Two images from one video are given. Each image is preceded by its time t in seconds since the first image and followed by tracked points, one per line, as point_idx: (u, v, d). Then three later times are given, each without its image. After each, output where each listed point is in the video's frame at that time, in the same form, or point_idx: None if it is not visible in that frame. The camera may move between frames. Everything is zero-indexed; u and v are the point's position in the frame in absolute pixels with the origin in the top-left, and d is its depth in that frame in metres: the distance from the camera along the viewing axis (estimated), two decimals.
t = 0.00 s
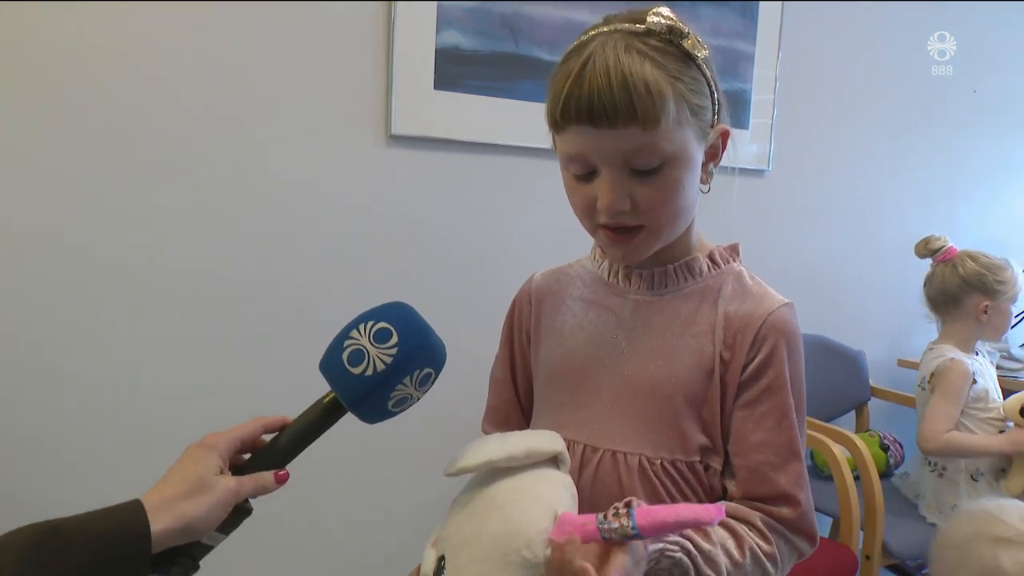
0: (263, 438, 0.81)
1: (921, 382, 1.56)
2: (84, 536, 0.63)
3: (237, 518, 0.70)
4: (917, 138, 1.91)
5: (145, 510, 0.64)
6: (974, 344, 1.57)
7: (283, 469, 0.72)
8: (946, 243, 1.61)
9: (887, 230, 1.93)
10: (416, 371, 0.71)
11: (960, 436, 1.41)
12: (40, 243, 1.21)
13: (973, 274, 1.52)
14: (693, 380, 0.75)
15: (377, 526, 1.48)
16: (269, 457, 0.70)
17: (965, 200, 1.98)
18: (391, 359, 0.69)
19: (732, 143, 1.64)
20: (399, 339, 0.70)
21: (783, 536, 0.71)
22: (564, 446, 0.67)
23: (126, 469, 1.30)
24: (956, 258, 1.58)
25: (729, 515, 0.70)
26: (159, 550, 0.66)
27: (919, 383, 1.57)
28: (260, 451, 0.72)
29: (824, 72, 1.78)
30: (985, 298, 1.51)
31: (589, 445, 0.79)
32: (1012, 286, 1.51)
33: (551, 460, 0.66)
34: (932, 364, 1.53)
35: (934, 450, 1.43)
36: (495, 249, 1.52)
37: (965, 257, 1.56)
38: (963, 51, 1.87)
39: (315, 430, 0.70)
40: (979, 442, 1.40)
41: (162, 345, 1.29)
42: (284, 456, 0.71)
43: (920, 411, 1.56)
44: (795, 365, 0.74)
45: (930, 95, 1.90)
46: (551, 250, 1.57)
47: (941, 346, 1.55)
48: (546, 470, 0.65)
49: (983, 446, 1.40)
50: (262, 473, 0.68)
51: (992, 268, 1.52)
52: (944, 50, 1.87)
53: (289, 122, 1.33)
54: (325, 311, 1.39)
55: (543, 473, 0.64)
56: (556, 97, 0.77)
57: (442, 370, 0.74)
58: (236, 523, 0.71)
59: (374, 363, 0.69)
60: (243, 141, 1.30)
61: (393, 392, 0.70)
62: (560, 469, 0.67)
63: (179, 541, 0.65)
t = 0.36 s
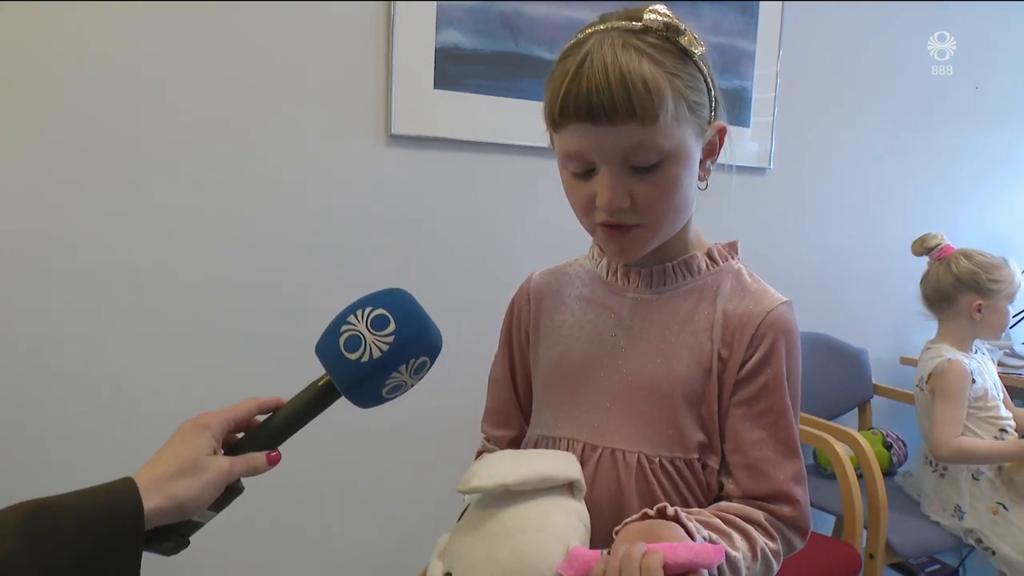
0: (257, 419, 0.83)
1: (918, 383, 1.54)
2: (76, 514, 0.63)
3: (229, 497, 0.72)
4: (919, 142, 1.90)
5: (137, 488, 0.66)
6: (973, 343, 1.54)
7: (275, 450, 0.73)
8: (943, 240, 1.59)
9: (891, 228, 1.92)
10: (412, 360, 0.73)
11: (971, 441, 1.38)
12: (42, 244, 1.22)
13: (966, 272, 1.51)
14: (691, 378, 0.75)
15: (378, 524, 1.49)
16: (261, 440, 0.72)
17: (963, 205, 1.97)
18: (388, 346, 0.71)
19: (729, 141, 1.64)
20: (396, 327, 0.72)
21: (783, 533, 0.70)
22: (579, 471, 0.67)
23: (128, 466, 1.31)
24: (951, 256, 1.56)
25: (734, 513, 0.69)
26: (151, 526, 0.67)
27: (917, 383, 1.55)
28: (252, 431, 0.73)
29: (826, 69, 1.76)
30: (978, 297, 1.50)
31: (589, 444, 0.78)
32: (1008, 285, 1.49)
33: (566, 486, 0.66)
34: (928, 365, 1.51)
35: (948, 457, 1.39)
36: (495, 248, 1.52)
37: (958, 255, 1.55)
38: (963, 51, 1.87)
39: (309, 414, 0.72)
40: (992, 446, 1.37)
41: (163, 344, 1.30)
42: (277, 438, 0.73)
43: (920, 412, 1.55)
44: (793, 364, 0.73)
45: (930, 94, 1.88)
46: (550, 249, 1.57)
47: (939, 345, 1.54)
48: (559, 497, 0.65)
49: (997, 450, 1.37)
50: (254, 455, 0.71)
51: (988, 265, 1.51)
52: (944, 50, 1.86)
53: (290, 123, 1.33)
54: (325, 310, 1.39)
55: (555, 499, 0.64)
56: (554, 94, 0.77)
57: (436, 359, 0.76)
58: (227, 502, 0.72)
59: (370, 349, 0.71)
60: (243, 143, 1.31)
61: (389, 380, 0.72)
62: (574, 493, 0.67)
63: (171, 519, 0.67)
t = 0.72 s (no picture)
0: (266, 425, 0.83)
1: (922, 388, 1.53)
2: (87, 521, 0.63)
3: (239, 504, 0.72)
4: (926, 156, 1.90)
5: (148, 495, 0.65)
6: (984, 358, 1.50)
7: (286, 457, 0.74)
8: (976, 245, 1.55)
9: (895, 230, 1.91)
10: (422, 366, 0.73)
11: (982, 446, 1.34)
12: (43, 249, 1.20)
13: (964, 280, 1.50)
14: (694, 381, 0.74)
15: (378, 526, 1.49)
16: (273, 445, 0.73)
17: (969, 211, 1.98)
18: (399, 352, 0.72)
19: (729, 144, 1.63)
20: (407, 333, 0.72)
21: (783, 538, 0.70)
22: (568, 476, 0.67)
23: (128, 472, 1.29)
24: (982, 262, 1.50)
25: (729, 522, 0.69)
26: (162, 534, 0.67)
27: (920, 388, 1.54)
28: (262, 437, 0.74)
29: (829, 71, 1.76)
30: (969, 306, 1.49)
31: (592, 447, 0.78)
32: (1011, 300, 1.43)
33: (556, 492, 0.66)
34: (936, 368, 1.49)
35: (959, 463, 1.35)
36: (498, 251, 1.52)
37: (986, 264, 1.49)
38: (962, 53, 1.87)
39: (321, 420, 0.73)
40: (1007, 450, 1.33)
41: (165, 349, 1.29)
42: (289, 443, 0.73)
43: (921, 419, 1.54)
44: (797, 367, 0.73)
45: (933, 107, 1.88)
46: (552, 252, 1.58)
47: (949, 350, 1.51)
48: (549, 501, 0.65)
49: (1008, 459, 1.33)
50: (265, 462, 0.71)
51: (991, 274, 1.47)
52: (944, 49, 1.86)
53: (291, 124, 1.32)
54: (327, 313, 1.39)
55: (544, 504, 0.64)
56: (557, 98, 0.77)
57: (448, 365, 0.76)
58: (237, 509, 0.73)
59: (382, 355, 0.71)
60: (247, 148, 1.30)
61: (400, 385, 0.73)
62: (564, 498, 0.67)
63: (182, 526, 0.67)
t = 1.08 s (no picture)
0: (265, 430, 0.83)
1: (920, 397, 1.53)
2: (89, 524, 0.64)
3: (238, 509, 0.72)
4: (925, 155, 1.89)
5: (148, 499, 0.66)
6: (984, 372, 1.49)
7: (284, 462, 0.74)
8: (989, 257, 1.53)
9: (891, 235, 1.92)
10: (419, 372, 0.74)
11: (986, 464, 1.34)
12: (40, 252, 1.20)
13: (967, 292, 1.49)
14: (686, 387, 0.74)
15: (373, 529, 1.49)
16: (270, 449, 0.73)
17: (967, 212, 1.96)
18: (396, 358, 0.72)
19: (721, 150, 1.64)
20: (404, 338, 0.73)
21: (772, 542, 0.70)
22: (587, 501, 0.68)
23: (126, 476, 1.29)
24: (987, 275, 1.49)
25: (715, 527, 0.69)
26: (160, 539, 0.67)
27: (917, 398, 1.55)
28: (261, 442, 0.74)
29: (826, 75, 1.77)
30: (969, 318, 1.47)
31: (585, 453, 0.78)
32: (1013, 317, 1.40)
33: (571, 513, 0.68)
34: (934, 379, 1.49)
35: (961, 481, 1.35)
36: (493, 256, 1.52)
37: (991, 278, 1.47)
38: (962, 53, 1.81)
39: (318, 425, 0.73)
40: (1010, 466, 1.32)
41: (162, 353, 1.29)
42: (286, 448, 0.74)
43: (916, 426, 1.54)
44: (788, 373, 0.73)
45: (932, 106, 1.87)
46: (549, 257, 1.58)
47: (949, 362, 1.52)
48: (561, 520, 0.66)
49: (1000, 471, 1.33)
50: (263, 467, 0.71)
51: (998, 289, 1.44)
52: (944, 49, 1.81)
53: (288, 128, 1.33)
54: (322, 318, 1.39)
55: (554, 519, 0.66)
56: (552, 106, 0.77)
57: (444, 370, 0.77)
58: (235, 514, 0.73)
59: (378, 361, 0.72)
60: (244, 153, 1.30)
61: (397, 391, 0.73)
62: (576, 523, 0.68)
63: (181, 531, 0.67)
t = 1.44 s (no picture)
0: (266, 428, 0.83)
1: (910, 395, 1.52)
2: (89, 524, 0.65)
3: (240, 506, 0.72)
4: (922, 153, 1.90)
5: (148, 498, 0.67)
6: (974, 372, 1.49)
7: (285, 459, 0.74)
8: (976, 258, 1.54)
9: (890, 234, 1.92)
10: (419, 369, 0.74)
11: (971, 461, 1.33)
12: (39, 252, 1.21)
13: (953, 293, 1.49)
14: (684, 385, 0.74)
15: (371, 529, 1.49)
16: (271, 447, 0.73)
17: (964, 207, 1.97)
18: (396, 355, 0.73)
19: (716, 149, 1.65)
20: (404, 337, 0.73)
21: (772, 538, 0.70)
22: (587, 497, 0.68)
23: (126, 476, 1.30)
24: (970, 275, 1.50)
25: (715, 525, 0.70)
26: (162, 538, 0.68)
27: (907, 395, 1.54)
28: (261, 439, 0.74)
29: (823, 75, 1.77)
30: (956, 318, 1.48)
31: (585, 452, 0.77)
32: (998, 313, 1.42)
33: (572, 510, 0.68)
34: (925, 377, 1.48)
35: (948, 477, 1.35)
36: (490, 256, 1.53)
37: (974, 277, 1.48)
38: (962, 53, 1.86)
39: (319, 422, 0.73)
40: (995, 465, 1.32)
41: (161, 351, 1.30)
42: (286, 446, 0.74)
43: (905, 424, 1.53)
44: (785, 369, 0.73)
45: (932, 106, 1.89)
46: (545, 257, 1.58)
47: (940, 360, 1.50)
48: (564, 516, 0.67)
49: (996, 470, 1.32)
50: (264, 464, 0.71)
51: (983, 288, 1.46)
52: (944, 50, 1.86)
53: (285, 129, 1.33)
54: (319, 316, 1.40)
55: (555, 516, 0.66)
56: (545, 106, 0.77)
57: (444, 369, 0.77)
58: (236, 512, 0.73)
59: (378, 358, 0.72)
60: (242, 152, 1.31)
61: (397, 389, 0.74)
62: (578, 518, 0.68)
63: (180, 529, 0.68)
